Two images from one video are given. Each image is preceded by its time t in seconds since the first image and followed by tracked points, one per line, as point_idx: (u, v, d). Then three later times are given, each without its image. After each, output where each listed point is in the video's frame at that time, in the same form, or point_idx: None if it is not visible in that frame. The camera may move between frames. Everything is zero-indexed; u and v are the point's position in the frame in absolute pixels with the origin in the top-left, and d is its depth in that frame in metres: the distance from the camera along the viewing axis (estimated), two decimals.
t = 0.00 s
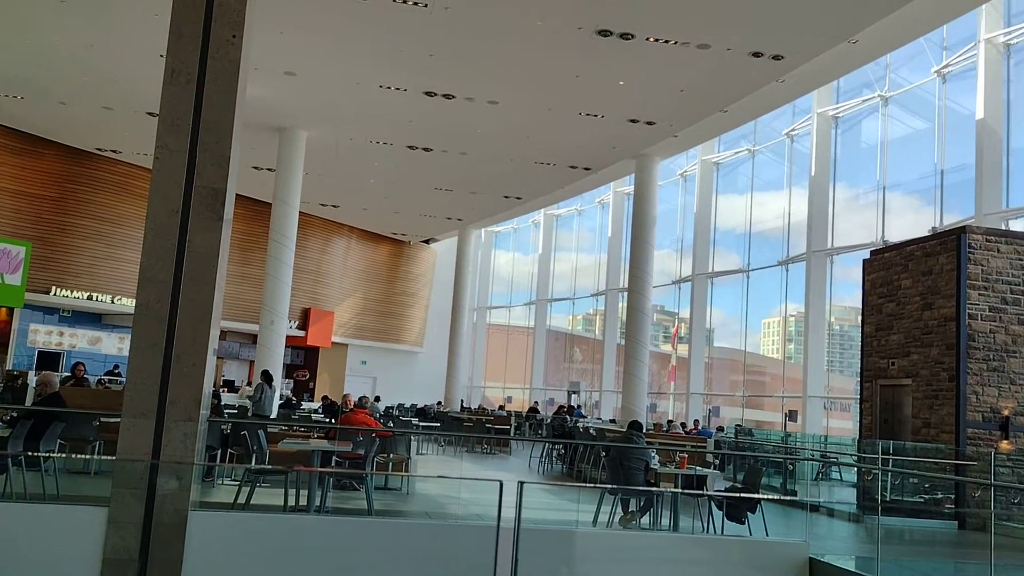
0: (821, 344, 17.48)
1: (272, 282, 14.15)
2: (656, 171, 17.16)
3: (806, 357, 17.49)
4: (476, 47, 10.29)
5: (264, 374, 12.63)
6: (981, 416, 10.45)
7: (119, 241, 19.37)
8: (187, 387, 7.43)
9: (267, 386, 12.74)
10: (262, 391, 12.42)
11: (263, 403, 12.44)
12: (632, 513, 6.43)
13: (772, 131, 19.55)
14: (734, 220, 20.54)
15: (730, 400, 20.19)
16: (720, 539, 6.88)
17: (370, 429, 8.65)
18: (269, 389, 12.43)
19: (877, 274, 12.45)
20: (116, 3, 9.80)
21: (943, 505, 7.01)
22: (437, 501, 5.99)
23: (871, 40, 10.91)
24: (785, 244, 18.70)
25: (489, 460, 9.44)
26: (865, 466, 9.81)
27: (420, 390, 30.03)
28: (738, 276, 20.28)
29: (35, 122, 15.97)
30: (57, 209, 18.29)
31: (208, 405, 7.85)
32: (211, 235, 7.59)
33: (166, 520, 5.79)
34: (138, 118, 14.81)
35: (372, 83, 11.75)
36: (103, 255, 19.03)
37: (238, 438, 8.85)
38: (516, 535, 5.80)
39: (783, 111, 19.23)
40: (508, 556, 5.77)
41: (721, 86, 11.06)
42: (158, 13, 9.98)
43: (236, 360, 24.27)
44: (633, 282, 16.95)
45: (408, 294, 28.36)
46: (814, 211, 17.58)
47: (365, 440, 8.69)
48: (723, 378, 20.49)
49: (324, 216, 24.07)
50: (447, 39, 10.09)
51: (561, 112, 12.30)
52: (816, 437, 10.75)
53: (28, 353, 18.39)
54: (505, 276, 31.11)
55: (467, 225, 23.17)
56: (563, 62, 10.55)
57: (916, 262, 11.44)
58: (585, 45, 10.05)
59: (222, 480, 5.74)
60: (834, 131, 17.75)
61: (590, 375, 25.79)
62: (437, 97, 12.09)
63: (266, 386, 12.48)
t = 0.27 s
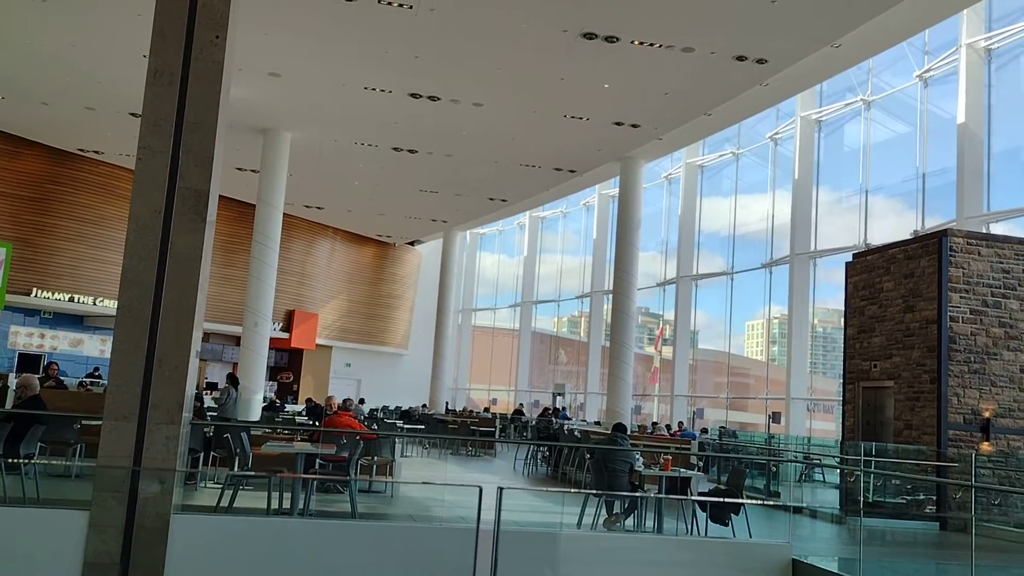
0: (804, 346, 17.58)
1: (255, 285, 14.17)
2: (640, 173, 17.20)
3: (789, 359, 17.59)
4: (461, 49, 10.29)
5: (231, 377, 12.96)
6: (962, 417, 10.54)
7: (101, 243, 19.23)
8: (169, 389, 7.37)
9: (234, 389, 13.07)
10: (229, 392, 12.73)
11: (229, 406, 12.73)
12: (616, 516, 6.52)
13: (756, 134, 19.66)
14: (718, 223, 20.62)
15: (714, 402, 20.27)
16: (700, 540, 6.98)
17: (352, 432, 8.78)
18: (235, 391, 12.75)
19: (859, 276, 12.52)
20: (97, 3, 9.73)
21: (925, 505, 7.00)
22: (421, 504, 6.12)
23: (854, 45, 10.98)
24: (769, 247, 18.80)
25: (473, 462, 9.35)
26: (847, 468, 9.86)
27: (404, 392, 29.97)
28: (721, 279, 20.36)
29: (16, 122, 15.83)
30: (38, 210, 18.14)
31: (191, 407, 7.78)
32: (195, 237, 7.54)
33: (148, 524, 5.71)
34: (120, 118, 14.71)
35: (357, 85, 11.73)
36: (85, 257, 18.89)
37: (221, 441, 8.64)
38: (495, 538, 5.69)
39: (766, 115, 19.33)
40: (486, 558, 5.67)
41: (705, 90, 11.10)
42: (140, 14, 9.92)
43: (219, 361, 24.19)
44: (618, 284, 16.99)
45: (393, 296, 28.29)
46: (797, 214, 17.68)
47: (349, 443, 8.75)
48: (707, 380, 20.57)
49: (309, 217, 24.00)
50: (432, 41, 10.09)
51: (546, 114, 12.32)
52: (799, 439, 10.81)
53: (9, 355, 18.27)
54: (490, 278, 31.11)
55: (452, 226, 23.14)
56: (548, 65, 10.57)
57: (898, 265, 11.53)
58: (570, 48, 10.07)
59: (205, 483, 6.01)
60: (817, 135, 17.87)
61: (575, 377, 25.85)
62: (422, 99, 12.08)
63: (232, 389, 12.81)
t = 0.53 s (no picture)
0: (787, 349, 17.67)
1: (239, 285, 14.11)
2: (626, 176, 17.22)
3: (772, 361, 17.68)
4: (447, 51, 10.28)
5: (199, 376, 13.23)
6: (943, 421, 10.62)
7: (83, 243, 19.09)
8: (151, 391, 7.30)
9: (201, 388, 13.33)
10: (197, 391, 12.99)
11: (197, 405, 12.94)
12: (601, 517, 6.62)
13: (740, 138, 19.75)
14: (703, 226, 20.70)
15: (698, 404, 20.34)
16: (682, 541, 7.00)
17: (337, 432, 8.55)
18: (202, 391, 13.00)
19: (842, 280, 12.59)
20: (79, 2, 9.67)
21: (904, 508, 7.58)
22: (404, 506, 5.88)
23: (837, 50, 11.06)
24: (753, 250, 18.90)
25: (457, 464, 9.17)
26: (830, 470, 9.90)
27: (389, 393, 29.89)
28: (706, 282, 20.44)
29: None
30: (20, 210, 17.99)
31: (173, 408, 7.71)
32: (178, 238, 7.49)
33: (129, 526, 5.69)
34: (103, 118, 14.62)
35: (342, 85, 11.70)
36: (67, 256, 18.74)
37: (203, 443, 8.52)
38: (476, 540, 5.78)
39: (751, 119, 19.45)
40: (467, 559, 5.75)
41: (690, 93, 11.14)
42: (124, 13, 9.86)
43: (202, 362, 24.09)
44: (602, 287, 17.01)
45: (378, 297, 28.23)
46: (781, 218, 17.77)
47: (332, 445, 8.70)
48: (691, 382, 20.64)
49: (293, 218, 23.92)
50: (418, 42, 10.08)
51: (532, 116, 12.32)
52: (782, 441, 10.87)
53: None
54: (475, 279, 31.09)
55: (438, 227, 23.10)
56: (533, 67, 10.58)
57: (880, 269, 11.61)
58: (555, 51, 10.08)
59: (187, 485, 5.83)
60: (801, 139, 17.99)
61: (560, 379, 25.88)
62: (407, 100, 12.07)
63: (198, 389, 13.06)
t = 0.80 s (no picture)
0: (770, 352, 17.76)
1: (221, 286, 14.10)
2: (611, 179, 17.25)
3: (755, 364, 17.77)
4: (433, 51, 10.27)
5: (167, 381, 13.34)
6: (923, 424, 10.70)
7: (65, 241, 18.94)
8: (132, 391, 7.23)
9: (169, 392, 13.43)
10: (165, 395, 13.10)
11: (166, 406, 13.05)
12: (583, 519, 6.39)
13: (724, 142, 19.85)
14: (687, 229, 20.78)
15: (681, 406, 20.41)
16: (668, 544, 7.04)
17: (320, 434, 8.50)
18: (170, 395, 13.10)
19: (824, 284, 12.67)
20: None
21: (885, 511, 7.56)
22: (386, 508, 5.80)
23: (821, 55, 11.14)
24: (736, 254, 18.99)
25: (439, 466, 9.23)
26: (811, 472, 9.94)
27: (373, 394, 29.81)
28: (690, 284, 20.50)
29: None
30: None
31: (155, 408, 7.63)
32: (160, 237, 7.43)
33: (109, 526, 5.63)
34: (85, 115, 14.51)
35: (327, 85, 11.67)
36: (48, 255, 18.59)
37: (185, 444, 8.51)
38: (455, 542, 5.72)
39: (735, 123, 19.55)
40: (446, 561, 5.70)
41: (675, 96, 11.17)
42: (107, 11, 9.80)
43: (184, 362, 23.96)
44: (586, 289, 17.04)
45: (362, 298, 28.17)
46: (764, 222, 17.87)
47: (314, 445, 8.57)
48: (674, 384, 20.70)
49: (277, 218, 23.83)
50: (404, 43, 10.06)
51: (517, 118, 12.33)
52: (764, 444, 10.92)
53: None
54: (459, 281, 31.07)
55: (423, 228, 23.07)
56: (519, 69, 10.59)
57: (862, 273, 11.70)
58: (541, 53, 10.09)
59: (167, 485, 5.91)
60: (784, 143, 18.10)
61: (544, 381, 25.92)
62: (393, 101, 12.05)
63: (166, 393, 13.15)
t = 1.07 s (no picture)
0: (752, 357, 17.85)
1: (203, 287, 14.03)
2: (596, 183, 17.27)
3: (737, 369, 17.85)
4: (418, 54, 10.26)
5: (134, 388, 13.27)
6: (903, 430, 10.78)
7: (45, 241, 18.77)
8: (112, 392, 7.16)
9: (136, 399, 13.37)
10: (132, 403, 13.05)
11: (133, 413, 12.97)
12: (564, 523, 6.69)
13: (709, 148, 19.94)
14: (670, 234, 20.85)
15: (664, 411, 20.47)
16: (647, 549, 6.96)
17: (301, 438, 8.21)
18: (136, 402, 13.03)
19: (806, 289, 12.75)
20: None
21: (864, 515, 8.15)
22: (368, 511, 5.70)
23: (804, 62, 11.21)
24: (720, 258, 19.08)
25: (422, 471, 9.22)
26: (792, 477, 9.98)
27: (356, 397, 29.69)
28: (673, 289, 20.56)
29: None
30: None
31: (135, 410, 7.56)
32: (143, 238, 7.35)
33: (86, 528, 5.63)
34: (67, 115, 14.39)
35: (312, 87, 11.63)
36: (27, 255, 18.42)
37: (165, 447, 8.44)
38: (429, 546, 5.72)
39: (719, 128, 19.65)
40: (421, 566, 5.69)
41: (660, 102, 11.20)
42: (89, 9, 9.73)
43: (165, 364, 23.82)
44: (571, 293, 17.05)
45: (345, 301, 28.08)
46: (747, 227, 17.96)
47: (296, 449, 8.36)
48: (657, 389, 20.76)
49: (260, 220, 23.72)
50: (388, 45, 10.04)
51: (502, 122, 12.33)
52: (746, 448, 10.97)
53: None
54: (443, 284, 31.03)
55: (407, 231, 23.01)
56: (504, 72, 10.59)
57: (843, 279, 11.77)
58: (526, 57, 10.10)
59: (146, 489, 6.11)
60: (768, 150, 18.21)
61: (527, 385, 25.95)
62: (377, 103, 12.01)
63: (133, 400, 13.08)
